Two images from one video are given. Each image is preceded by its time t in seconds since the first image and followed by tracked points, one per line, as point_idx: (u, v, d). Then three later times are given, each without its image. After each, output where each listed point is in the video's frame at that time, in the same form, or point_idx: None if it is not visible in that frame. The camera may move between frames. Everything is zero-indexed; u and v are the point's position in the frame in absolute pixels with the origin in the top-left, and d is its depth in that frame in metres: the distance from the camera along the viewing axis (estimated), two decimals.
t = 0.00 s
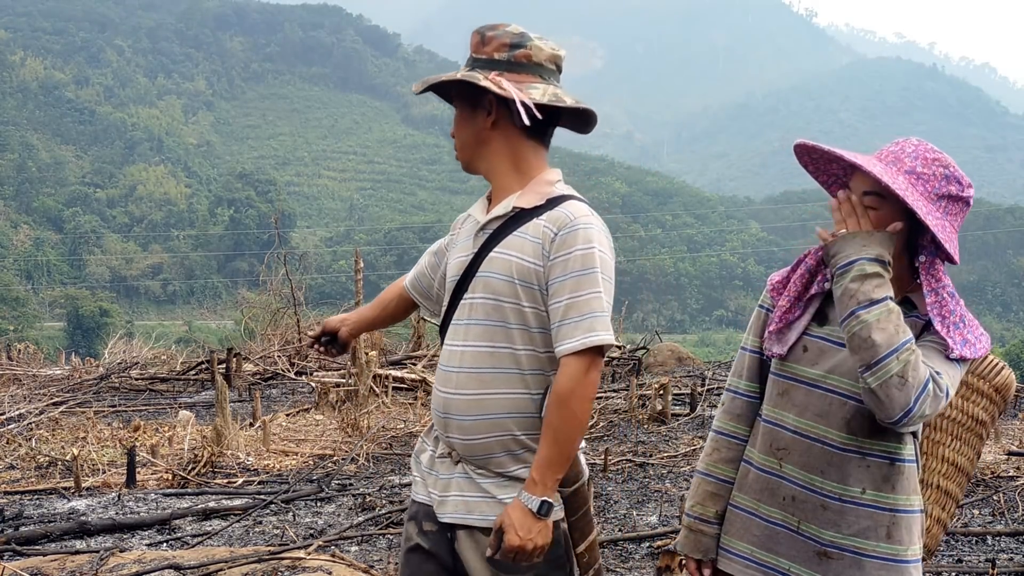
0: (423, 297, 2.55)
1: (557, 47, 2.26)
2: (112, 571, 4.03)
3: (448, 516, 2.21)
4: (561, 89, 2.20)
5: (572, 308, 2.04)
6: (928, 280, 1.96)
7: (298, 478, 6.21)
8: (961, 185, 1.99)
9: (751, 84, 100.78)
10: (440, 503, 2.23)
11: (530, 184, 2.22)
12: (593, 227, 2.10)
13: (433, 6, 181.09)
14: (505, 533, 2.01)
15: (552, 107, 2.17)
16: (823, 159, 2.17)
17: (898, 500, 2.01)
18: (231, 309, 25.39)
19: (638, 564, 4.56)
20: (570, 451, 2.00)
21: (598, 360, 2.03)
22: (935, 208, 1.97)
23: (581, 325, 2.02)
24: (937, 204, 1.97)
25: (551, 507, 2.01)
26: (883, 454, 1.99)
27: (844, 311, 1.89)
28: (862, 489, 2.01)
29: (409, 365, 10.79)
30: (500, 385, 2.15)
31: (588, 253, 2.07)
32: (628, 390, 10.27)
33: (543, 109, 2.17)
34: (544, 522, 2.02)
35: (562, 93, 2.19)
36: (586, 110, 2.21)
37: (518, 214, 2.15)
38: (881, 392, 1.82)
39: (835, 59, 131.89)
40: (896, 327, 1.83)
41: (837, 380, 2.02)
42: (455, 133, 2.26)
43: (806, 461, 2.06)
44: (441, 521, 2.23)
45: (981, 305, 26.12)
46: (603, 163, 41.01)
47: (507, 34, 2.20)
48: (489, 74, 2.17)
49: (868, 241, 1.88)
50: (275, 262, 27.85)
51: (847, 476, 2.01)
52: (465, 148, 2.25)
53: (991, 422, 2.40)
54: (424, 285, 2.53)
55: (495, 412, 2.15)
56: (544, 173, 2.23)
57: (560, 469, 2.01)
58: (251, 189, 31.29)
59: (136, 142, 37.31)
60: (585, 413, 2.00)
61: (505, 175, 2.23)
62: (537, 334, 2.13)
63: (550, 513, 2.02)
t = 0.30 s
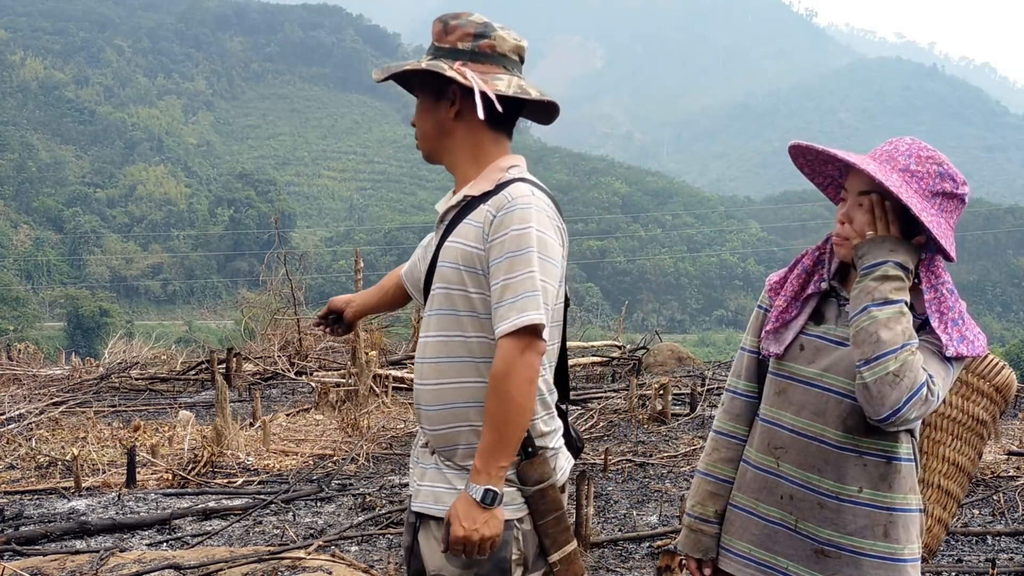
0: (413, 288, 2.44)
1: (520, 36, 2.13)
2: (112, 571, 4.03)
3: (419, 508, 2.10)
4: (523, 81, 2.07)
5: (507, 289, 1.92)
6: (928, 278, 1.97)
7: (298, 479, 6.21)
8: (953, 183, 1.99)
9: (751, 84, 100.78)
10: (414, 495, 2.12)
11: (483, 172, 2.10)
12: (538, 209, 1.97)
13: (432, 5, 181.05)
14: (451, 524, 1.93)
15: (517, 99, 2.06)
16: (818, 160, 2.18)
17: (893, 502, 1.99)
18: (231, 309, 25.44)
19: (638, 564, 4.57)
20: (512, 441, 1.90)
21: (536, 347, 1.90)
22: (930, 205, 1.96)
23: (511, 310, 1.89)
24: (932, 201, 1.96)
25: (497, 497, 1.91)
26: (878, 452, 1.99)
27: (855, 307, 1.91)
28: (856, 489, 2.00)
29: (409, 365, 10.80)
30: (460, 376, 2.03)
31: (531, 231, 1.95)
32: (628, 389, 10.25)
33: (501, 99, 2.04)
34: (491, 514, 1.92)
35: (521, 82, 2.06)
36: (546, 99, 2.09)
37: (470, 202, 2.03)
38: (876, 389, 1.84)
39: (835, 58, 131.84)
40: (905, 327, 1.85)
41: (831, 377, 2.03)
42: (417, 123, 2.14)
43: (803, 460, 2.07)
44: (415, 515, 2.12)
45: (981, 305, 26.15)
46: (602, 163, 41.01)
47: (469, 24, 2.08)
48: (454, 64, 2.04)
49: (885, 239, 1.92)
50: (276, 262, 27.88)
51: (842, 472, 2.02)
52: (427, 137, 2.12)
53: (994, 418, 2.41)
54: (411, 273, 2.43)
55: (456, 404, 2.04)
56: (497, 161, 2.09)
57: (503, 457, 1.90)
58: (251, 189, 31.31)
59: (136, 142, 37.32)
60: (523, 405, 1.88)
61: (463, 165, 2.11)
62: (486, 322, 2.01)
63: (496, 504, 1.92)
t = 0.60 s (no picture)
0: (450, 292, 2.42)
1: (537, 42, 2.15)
2: (113, 571, 4.03)
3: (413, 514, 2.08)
4: (530, 83, 2.05)
5: (468, 316, 1.84)
6: (926, 272, 1.98)
7: (298, 478, 6.20)
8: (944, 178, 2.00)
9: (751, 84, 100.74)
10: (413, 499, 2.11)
11: (482, 180, 2.06)
12: (510, 230, 1.89)
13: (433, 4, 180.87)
14: (387, 539, 1.95)
15: (525, 103, 2.05)
16: (812, 160, 2.19)
17: (892, 500, 1.99)
18: (231, 309, 25.46)
19: (639, 564, 4.57)
20: (460, 473, 1.84)
21: (490, 379, 1.81)
22: (923, 197, 1.96)
23: (464, 334, 1.83)
24: (926, 195, 1.97)
25: (433, 524, 1.88)
26: (877, 453, 1.99)
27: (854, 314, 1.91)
28: (858, 489, 2.00)
29: (409, 365, 10.80)
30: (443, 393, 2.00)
31: (494, 255, 1.86)
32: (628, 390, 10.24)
33: (502, 101, 2.01)
34: (426, 538, 1.90)
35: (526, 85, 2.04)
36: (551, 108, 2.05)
37: (454, 215, 1.99)
38: (876, 401, 1.84)
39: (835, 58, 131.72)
40: (904, 340, 1.85)
41: (829, 378, 2.03)
42: (423, 127, 2.12)
43: (802, 460, 2.06)
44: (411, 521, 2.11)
45: (981, 306, 26.14)
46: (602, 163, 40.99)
47: (480, 23, 2.08)
48: (460, 66, 2.03)
49: (889, 246, 1.92)
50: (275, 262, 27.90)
51: (841, 472, 2.01)
52: (432, 142, 2.11)
53: (992, 417, 2.41)
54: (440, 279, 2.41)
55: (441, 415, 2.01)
56: (491, 171, 2.04)
57: (448, 485, 1.85)
58: (250, 189, 31.28)
59: (136, 142, 37.29)
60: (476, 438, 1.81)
61: (461, 173, 2.09)
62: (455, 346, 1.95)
63: (438, 530, 1.90)
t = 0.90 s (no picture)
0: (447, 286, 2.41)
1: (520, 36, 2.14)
2: (113, 571, 4.03)
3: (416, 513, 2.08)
4: (508, 81, 2.03)
5: (454, 317, 1.85)
6: (923, 272, 1.98)
7: (298, 479, 6.20)
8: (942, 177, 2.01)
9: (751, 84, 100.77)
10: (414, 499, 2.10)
11: (460, 178, 2.05)
12: (491, 229, 1.89)
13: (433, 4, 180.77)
14: (407, 547, 1.95)
15: (496, 102, 2.02)
16: (808, 163, 2.19)
17: (893, 502, 2.00)
18: (231, 309, 25.47)
19: (638, 564, 4.57)
20: (466, 471, 1.86)
21: (481, 378, 1.83)
22: (921, 199, 1.97)
23: (450, 336, 1.84)
24: (924, 194, 1.97)
25: (448, 527, 1.89)
26: (879, 454, 1.99)
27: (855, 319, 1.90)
28: (861, 490, 2.00)
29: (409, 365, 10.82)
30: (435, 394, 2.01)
31: (473, 254, 1.86)
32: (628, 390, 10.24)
33: (465, 101, 1.98)
34: (444, 542, 1.91)
35: (497, 86, 2.00)
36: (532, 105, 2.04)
37: (435, 213, 1.99)
38: (883, 415, 1.83)
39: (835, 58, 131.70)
40: (908, 352, 1.85)
41: (830, 379, 2.03)
42: (401, 124, 2.11)
43: (804, 461, 2.06)
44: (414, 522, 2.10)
45: (981, 306, 26.15)
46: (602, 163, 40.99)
47: (449, 18, 2.05)
48: (430, 63, 2.02)
49: (886, 254, 1.91)
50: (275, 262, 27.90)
51: (844, 474, 2.01)
52: (408, 137, 2.10)
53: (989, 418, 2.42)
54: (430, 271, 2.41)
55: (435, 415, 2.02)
56: (469, 168, 2.04)
57: (454, 486, 1.87)
58: (251, 189, 31.28)
59: (135, 142, 37.28)
60: (476, 438, 1.82)
61: (441, 169, 2.08)
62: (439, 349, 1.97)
63: (454, 532, 1.91)
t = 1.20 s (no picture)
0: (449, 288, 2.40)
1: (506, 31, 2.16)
2: (113, 571, 4.03)
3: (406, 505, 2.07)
4: (491, 70, 2.05)
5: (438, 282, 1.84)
6: (920, 269, 1.96)
7: (298, 479, 6.20)
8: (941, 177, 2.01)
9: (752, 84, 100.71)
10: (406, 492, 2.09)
11: (444, 165, 2.07)
12: (473, 202, 1.90)
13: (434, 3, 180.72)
14: (382, 526, 1.93)
15: (477, 92, 2.03)
16: (805, 162, 2.20)
17: (893, 505, 1.99)
18: (231, 309, 25.49)
19: (638, 564, 4.57)
20: (446, 448, 1.84)
21: (464, 349, 1.82)
22: (918, 195, 1.96)
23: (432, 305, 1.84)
24: (921, 192, 1.97)
25: (424, 504, 1.87)
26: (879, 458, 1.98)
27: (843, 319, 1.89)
28: (862, 493, 2.00)
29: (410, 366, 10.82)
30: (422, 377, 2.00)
31: (454, 226, 1.88)
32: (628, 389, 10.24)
33: (438, 92, 2.01)
34: (418, 519, 1.89)
35: (475, 74, 2.01)
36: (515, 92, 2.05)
37: (421, 198, 2.01)
38: (881, 432, 1.82)
39: (835, 58, 131.60)
40: (903, 368, 1.82)
41: (827, 381, 2.03)
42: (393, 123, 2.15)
43: (802, 463, 2.07)
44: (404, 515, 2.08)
45: (981, 306, 26.16)
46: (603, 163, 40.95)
47: (424, 18, 2.09)
48: (407, 61, 2.07)
49: (863, 278, 1.92)
50: (275, 262, 27.94)
51: (844, 477, 2.01)
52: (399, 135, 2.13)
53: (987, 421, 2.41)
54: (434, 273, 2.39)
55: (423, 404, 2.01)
56: (453, 154, 2.06)
57: (434, 461, 1.85)
58: (251, 189, 31.27)
59: (135, 142, 37.26)
60: (459, 409, 1.82)
61: (427, 157, 2.09)
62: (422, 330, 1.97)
63: (428, 511, 1.89)
